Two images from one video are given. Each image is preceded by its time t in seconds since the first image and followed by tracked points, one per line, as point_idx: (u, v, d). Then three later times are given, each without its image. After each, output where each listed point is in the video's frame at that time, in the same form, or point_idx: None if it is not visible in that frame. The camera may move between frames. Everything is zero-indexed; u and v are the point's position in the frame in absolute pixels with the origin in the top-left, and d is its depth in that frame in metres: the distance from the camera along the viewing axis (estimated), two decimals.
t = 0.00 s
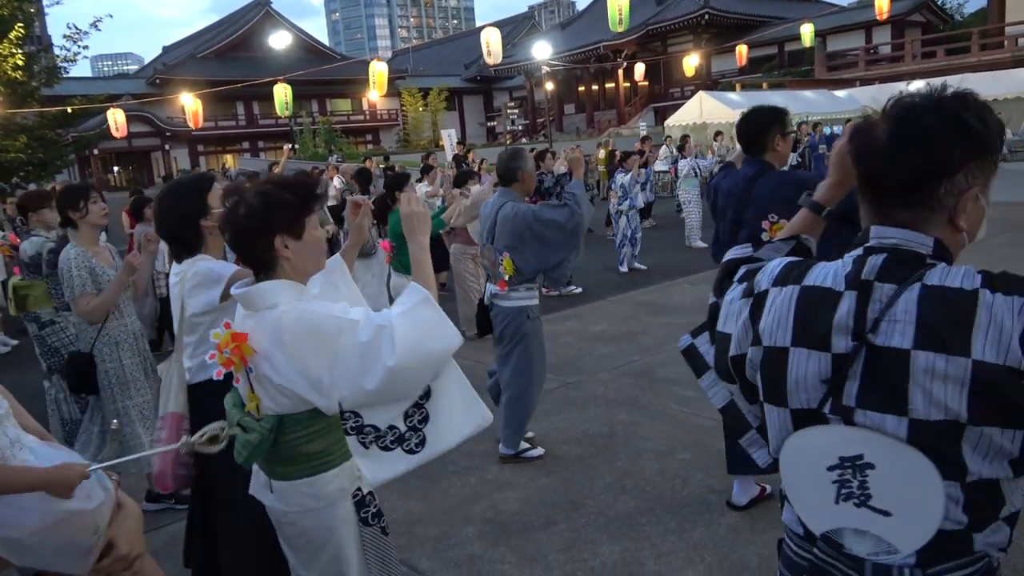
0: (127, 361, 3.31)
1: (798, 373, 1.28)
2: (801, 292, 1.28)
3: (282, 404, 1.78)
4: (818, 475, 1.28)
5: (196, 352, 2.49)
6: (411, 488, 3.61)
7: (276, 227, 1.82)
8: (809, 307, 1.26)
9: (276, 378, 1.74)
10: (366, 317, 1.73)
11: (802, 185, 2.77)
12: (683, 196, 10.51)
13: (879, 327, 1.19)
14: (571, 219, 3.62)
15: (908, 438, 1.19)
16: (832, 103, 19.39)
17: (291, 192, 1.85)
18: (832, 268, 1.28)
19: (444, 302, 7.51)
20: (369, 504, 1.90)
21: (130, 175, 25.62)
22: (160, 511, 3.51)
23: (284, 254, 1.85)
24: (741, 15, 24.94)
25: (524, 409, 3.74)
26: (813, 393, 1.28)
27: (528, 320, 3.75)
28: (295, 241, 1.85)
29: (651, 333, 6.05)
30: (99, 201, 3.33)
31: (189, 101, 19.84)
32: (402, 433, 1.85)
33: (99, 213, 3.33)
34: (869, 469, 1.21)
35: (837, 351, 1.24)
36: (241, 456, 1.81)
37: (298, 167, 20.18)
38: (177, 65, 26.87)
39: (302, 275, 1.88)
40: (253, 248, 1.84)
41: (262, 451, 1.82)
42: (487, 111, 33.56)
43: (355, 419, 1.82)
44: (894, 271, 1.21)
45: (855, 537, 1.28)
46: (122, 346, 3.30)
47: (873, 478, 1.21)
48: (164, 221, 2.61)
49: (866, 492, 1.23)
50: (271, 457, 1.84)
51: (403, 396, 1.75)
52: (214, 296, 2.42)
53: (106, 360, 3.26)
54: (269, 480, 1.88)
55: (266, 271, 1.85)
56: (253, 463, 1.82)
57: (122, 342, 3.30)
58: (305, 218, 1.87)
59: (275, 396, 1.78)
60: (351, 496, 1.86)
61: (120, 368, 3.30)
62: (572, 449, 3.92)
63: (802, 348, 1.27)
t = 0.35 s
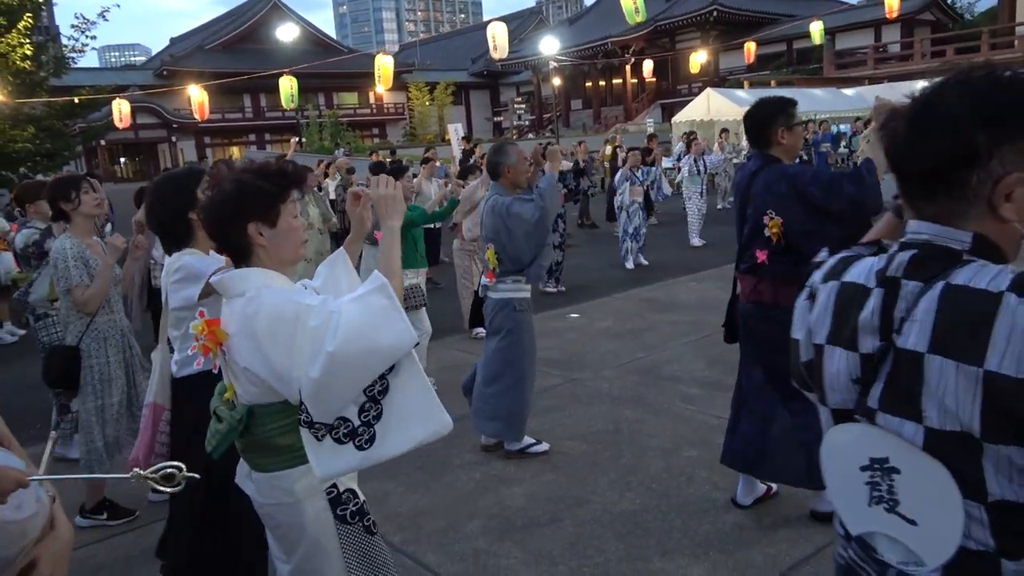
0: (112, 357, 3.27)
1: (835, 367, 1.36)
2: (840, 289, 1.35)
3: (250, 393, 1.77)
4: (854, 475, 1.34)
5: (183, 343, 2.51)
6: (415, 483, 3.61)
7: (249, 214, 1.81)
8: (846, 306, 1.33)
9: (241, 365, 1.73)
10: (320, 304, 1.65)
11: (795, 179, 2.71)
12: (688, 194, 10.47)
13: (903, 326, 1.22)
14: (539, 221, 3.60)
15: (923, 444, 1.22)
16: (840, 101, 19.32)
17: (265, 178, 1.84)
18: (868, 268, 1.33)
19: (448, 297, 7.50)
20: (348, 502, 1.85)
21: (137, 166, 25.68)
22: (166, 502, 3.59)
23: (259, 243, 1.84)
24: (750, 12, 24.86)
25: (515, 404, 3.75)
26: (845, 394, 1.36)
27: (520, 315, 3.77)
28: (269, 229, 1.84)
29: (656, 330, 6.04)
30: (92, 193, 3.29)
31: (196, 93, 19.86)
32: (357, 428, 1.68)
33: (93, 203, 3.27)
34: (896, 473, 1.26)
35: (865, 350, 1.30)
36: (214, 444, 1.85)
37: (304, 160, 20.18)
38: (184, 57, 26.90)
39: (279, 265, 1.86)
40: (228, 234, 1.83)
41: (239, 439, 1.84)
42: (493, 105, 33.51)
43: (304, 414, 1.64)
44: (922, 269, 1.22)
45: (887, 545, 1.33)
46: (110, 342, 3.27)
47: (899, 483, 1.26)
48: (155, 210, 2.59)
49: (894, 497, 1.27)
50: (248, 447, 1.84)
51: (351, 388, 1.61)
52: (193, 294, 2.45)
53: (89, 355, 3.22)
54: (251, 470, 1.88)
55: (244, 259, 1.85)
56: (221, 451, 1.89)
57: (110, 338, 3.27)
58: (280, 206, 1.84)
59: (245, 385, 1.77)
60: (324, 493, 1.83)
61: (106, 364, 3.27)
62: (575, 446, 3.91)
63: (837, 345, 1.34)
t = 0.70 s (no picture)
0: (107, 353, 3.28)
1: (947, 385, 1.38)
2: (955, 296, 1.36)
3: (259, 393, 1.76)
4: (963, 500, 1.28)
5: (184, 340, 2.47)
6: (423, 477, 3.62)
7: (247, 209, 1.79)
8: (961, 314, 1.34)
9: (247, 364, 1.73)
10: (328, 301, 1.63)
11: (822, 174, 2.69)
12: (696, 192, 10.42)
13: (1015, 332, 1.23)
14: (520, 213, 3.63)
15: None
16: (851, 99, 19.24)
17: (264, 173, 1.82)
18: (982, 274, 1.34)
19: (456, 293, 7.49)
20: (354, 507, 1.85)
21: (146, 162, 25.77)
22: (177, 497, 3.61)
23: (262, 239, 1.82)
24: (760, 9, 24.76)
25: (508, 400, 3.75)
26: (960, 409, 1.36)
27: (512, 313, 3.74)
28: (271, 225, 1.82)
29: (665, 326, 6.02)
30: (86, 187, 3.29)
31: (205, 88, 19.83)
32: (373, 427, 1.65)
33: (90, 198, 3.28)
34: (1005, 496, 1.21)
35: (976, 359, 1.31)
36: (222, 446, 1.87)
37: (312, 155, 20.18)
38: (193, 52, 26.95)
39: (282, 261, 1.85)
40: (229, 231, 1.82)
41: (249, 439, 1.85)
42: (502, 102, 33.46)
43: (318, 413, 1.62)
44: None
45: (998, 570, 1.28)
46: (104, 338, 3.27)
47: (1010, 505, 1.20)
48: (156, 202, 2.59)
49: (1004, 521, 1.22)
50: (260, 448, 1.83)
51: (363, 388, 1.57)
52: (178, 290, 2.39)
53: (84, 352, 3.22)
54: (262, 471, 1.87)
55: (247, 256, 1.84)
56: (230, 453, 1.89)
57: (105, 333, 3.28)
58: (280, 201, 1.83)
59: (253, 385, 1.76)
60: (334, 495, 1.83)
61: (100, 360, 3.27)
62: (584, 442, 3.90)
63: (951, 356, 1.36)
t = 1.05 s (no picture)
0: (108, 351, 3.22)
1: None
2: None
3: (267, 399, 1.69)
4: None
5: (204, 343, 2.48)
6: (434, 473, 3.62)
7: (258, 207, 1.72)
8: None
9: (253, 367, 1.66)
10: (324, 306, 1.51)
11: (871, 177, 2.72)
12: (704, 187, 10.37)
13: None
14: (513, 212, 3.67)
15: None
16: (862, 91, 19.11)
17: (276, 171, 1.75)
18: None
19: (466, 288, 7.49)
20: (363, 522, 1.72)
21: (156, 160, 25.90)
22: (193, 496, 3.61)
23: (274, 239, 1.74)
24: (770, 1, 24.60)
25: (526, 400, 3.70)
26: None
27: (529, 311, 3.68)
28: (281, 225, 1.74)
29: (675, 321, 6.01)
30: (99, 184, 3.28)
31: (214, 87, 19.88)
32: (375, 442, 1.53)
33: (102, 197, 3.26)
34: None
35: None
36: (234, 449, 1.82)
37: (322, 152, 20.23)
38: (203, 51, 27.05)
39: (294, 261, 1.76)
40: (243, 230, 1.76)
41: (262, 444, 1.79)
42: (510, 97, 33.42)
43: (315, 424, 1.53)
44: None
45: None
46: (105, 337, 3.22)
47: None
48: (176, 205, 2.60)
49: None
50: (273, 452, 1.77)
51: (353, 402, 1.46)
52: (186, 294, 2.43)
53: (86, 351, 3.20)
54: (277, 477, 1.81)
55: (262, 254, 1.77)
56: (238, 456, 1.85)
57: (105, 332, 3.22)
58: (292, 198, 1.73)
59: (262, 389, 1.70)
60: (341, 509, 1.71)
61: (102, 360, 3.22)
62: (595, 437, 3.90)
63: None
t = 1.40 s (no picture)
0: (113, 351, 3.24)
1: None
2: None
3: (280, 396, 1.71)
4: None
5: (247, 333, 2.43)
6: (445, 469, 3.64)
7: (288, 204, 1.69)
8: None
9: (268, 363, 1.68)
10: (327, 320, 1.50)
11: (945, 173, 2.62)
12: (715, 182, 10.30)
13: None
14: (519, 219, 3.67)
15: None
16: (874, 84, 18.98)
17: (311, 170, 1.70)
18: None
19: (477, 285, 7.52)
20: (370, 532, 1.66)
21: (168, 158, 26.09)
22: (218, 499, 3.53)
23: (304, 237, 1.71)
24: None
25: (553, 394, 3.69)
26: None
27: (560, 312, 3.64)
28: (310, 224, 1.70)
29: (686, 316, 6.01)
30: (125, 183, 3.27)
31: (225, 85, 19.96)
32: (361, 465, 1.52)
33: (125, 198, 3.25)
34: None
35: None
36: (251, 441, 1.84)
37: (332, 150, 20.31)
38: (213, 49, 27.20)
39: (320, 261, 1.72)
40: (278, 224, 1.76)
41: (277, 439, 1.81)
42: (520, 93, 33.39)
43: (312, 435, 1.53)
44: None
45: None
46: (113, 337, 3.25)
47: None
48: (233, 200, 2.56)
49: None
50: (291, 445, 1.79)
51: (344, 423, 1.45)
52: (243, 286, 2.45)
53: (96, 349, 3.26)
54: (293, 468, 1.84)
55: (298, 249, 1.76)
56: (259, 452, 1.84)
57: (114, 332, 3.25)
58: (325, 198, 1.68)
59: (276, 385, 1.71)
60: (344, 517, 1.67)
61: (108, 359, 3.25)
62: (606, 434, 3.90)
63: None
